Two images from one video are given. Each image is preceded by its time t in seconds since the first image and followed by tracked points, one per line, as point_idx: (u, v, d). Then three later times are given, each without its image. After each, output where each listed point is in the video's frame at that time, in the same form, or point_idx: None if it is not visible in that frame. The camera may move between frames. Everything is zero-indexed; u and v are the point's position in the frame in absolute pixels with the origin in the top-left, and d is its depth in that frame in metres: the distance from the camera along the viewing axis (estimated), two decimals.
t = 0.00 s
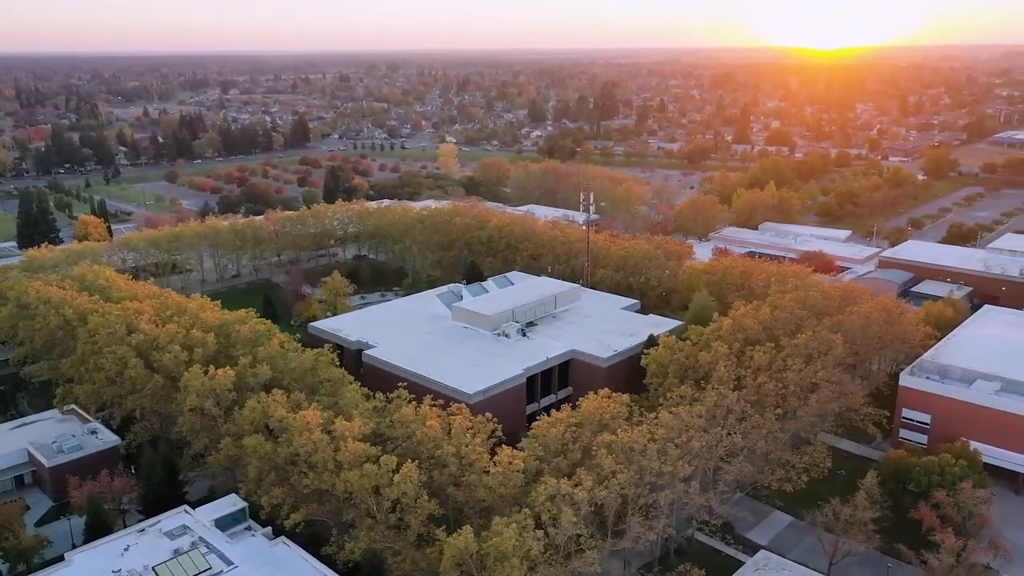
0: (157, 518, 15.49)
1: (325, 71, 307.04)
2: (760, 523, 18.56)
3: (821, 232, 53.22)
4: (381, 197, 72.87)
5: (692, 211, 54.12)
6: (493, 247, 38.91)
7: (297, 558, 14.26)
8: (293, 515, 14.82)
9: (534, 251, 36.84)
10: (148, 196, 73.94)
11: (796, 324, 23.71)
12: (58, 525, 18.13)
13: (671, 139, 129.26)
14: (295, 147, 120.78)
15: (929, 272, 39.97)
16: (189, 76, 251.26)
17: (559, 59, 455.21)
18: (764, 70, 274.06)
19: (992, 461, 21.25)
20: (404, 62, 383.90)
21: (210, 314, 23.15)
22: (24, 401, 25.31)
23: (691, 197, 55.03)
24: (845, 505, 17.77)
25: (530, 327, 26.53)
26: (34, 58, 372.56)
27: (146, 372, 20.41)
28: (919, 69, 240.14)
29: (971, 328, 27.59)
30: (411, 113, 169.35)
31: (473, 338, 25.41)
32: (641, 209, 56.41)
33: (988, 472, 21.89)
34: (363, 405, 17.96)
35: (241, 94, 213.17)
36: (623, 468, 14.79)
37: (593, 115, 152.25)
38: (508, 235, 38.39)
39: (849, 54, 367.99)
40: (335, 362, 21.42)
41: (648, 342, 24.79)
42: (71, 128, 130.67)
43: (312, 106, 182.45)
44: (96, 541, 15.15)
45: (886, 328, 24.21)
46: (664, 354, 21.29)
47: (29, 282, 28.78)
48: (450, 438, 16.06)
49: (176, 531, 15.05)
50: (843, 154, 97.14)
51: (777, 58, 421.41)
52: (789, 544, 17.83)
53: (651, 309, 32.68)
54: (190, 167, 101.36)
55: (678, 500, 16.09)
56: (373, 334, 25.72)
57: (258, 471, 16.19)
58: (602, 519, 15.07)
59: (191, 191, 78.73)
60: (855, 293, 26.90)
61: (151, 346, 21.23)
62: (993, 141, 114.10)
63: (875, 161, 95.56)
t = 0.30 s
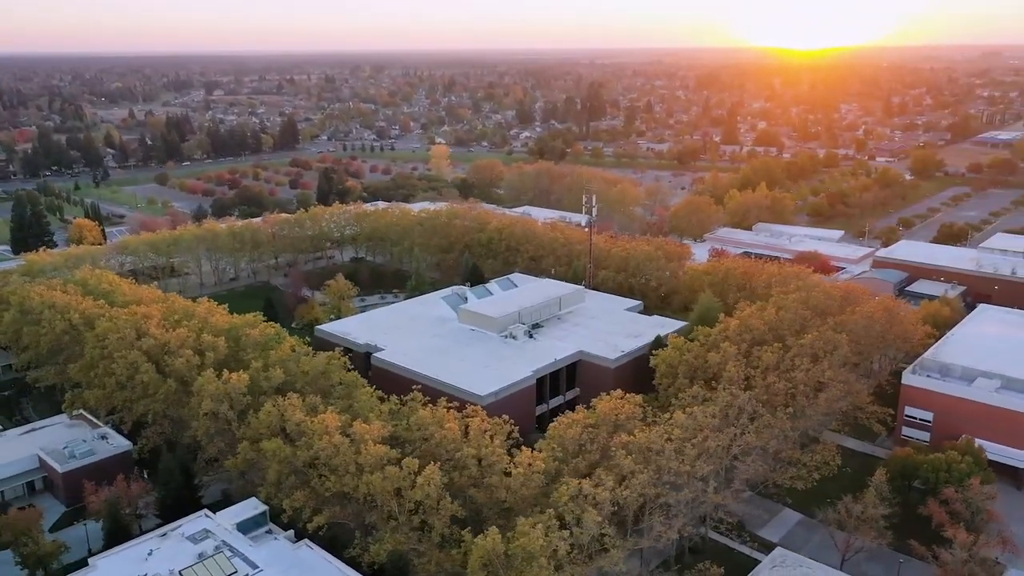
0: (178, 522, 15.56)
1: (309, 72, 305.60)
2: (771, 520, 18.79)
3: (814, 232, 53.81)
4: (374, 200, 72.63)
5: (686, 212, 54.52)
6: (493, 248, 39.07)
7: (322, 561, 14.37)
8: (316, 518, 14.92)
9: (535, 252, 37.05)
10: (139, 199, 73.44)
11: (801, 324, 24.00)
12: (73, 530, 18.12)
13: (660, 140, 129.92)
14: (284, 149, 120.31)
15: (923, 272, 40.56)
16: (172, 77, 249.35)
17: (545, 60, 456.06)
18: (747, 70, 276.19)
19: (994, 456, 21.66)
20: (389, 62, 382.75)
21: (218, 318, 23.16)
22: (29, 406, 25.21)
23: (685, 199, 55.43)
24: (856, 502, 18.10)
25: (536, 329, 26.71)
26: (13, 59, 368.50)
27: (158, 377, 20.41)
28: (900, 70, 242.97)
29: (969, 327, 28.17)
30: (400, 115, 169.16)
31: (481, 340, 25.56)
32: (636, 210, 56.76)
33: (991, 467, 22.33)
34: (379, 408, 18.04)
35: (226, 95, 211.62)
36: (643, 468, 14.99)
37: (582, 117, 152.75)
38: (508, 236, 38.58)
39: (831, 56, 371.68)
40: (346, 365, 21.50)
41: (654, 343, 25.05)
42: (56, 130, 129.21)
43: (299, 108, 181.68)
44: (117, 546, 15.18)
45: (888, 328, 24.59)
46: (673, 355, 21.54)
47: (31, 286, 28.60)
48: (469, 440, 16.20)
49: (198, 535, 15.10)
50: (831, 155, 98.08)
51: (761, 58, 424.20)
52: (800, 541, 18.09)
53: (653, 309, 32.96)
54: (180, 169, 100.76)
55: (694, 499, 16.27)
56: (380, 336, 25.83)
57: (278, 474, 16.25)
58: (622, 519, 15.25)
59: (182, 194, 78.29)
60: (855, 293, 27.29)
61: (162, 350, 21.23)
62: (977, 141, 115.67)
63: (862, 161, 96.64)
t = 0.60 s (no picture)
0: (199, 526, 15.59)
1: (293, 73, 304.16)
2: (782, 518, 19.04)
3: (808, 232, 54.38)
4: (368, 201, 72.16)
5: (682, 213, 54.88)
6: (493, 250, 39.21)
7: (345, 563, 14.45)
8: (338, 521, 15.02)
9: (535, 254, 37.24)
10: (129, 201, 72.91)
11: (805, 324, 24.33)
12: (89, 535, 18.07)
13: (649, 141, 130.51)
14: (273, 150, 119.73)
15: (917, 271, 41.16)
16: (155, 78, 247.35)
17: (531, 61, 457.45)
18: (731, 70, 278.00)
19: (996, 453, 22.07)
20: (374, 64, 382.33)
21: (227, 322, 23.13)
22: (33, 412, 25.10)
23: (680, 199, 55.76)
24: (867, 499, 18.42)
25: (542, 330, 26.87)
26: None
27: (170, 382, 20.37)
28: (882, 70, 245.13)
29: (966, 326, 28.67)
30: (388, 115, 168.79)
31: (488, 342, 25.70)
32: (630, 211, 57.08)
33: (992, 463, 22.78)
34: (395, 411, 18.15)
35: (210, 96, 210.12)
36: (662, 468, 15.19)
37: (571, 118, 153.19)
38: (507, 238, 38.74)
39: (813, 56, 374.75)
40: (358, 367, 21.58)
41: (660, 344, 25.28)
42: (41, 132, 127.76)
43: (286, 108, 180.85)
44: (139, 551, 15.19)
45: (891, 328, 24.98)
46: (682, 356, 21.80)
47: (33, 290, 28.40)
48: (488, 441, 16.36)
49: (220, 538, 15.13)
50: (820, 155, 98.95)
51: (745, 58, 426.73)
52: (811, 537, 18.37)
53: (654, 311, 33.26)
54: (168, 171, 100.10)
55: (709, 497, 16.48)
56: (388, 339, 25.91)
57: (297, 477, 16.32)
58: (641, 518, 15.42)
59: (173, 196, 77.77)
60: (856, 293, 27.67)
61: (173, 354, 21.20)
62: (961, 141, 117.03)
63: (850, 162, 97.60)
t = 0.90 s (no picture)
0: (220, 530, 15.66)
1: (277, 73, 302.03)
2: (790, 515, 19.31)
3: (801, 233, 54.94)
4: (362, 203, 71.80)
5: (677, 214, 55.25)
6: (492, 252, 39.37)
7: (369, 565, 14.60)
8: (361, 522, 15.15)
9: (535, 256, 37.45)
10: (119, 204, 72.37)
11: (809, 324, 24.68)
12: (105, 538, 18.08)
13: (638, 142, 131.08)
14: (262, 152, 119.08)
15: (911, 271, 41.74)
16: (137, 79, 244.82)
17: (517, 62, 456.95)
18: (715, 70, 279.80)
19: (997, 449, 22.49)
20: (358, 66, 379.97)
21: (235, 325, 23.11)
22: (39, 417, 25.03)
23: (674, 200, 56.13)
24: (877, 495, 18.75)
25: (548, 331, 27.04)
26: None
27: (182, 386, 20.37)
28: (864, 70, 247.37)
29: (963, 324, 29.17)
30: (376, 116, 168.37)
31: (495, 344, 25.83)
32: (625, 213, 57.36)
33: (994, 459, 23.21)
34: (411, 413, 18.28)
35: (194, 97, 208.54)
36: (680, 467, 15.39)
37: (559, 119, 153.40)
38: (506, 240, 38.92)
39: (796, 56, 377.94)
40: (369, 369, 21.68)
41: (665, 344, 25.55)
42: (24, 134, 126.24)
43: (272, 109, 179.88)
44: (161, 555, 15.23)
45: (892, 327, 25.39)
46: (691, 357, 22.07)
47: (35, 295, 28.23)
48: (507, 443, 16.52)
49: (242, 542, 15.20)
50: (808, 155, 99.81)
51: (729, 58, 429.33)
52: (821, 534, 18.67)
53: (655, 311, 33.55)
54: (157, 173, 99.33)
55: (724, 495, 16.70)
56: (395, 342, 26.00)
57: (316, 480, 16.42)
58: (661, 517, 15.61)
59: (163, 199, 77.16)
60: (855, 292, 28.05)
61: (183, 358, 21.19)
62: (945, 141, 118.36)
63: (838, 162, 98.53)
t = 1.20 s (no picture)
0: (244, 534, 15.75)
1: (260, 73, 300.37)
2: (800, 512, 19.63)
3: (794, 233, 55.63)
4: (355, 206, 71.70)
5: (671, 214, 55.74)
6: (492, 254, 39.54)
7: (395, 566, 14.76)
8: (385, 524, 15.29)
9: (535, 258, 37.66)
10: (109, 207, 71.83)
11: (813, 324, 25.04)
12: (125, 543, 18.10)
13: (627, 143, 131.79)
14: (250, 154, 118.48)
15: (904, 271, 42.44)
16: (119, 80, 242.41)
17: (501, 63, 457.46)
18: (698, 70, 281.79)
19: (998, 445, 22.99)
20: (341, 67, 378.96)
21: (246, 329, 23.12)
22: (46, 423, 24.92)
23: (668, 201, 56.62)
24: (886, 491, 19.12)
25: (555, 333, 27.25)
26: None
27: (196, 391, 20.38)
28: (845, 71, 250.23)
29: (959, 323, 29.76)
30: (363, 118, 167.98)
31: (503, 346, 26.01)
32: (619, 214, 57.83)
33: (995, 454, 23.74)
34: (429, 415, 18.43)
35: (177, 99, 206.83)
36: (701, 467, 15.67)
37: (547, 120, 153.84)
38: (506, 242, 39.09)
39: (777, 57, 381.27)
40: (381, 372, 21.78)
41: (671, 345, 25.85)
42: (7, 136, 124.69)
43: (257, 111, 178.84)
44: (185, 560, 15.29)
45: (893, 327, 25.85)
46: (700, 357, 22.38)
47: (38, 300, 28.07)
48: (526, 444, 16.72)
49: (267, 545, 15.30)
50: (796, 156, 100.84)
51: (712, 59, 432.28)
52: (830, 530, 18.99)
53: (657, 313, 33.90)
54: (145, 176, 98.62)
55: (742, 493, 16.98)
56: (403, 344, 26.13)
57: (337, 483, 16.53)
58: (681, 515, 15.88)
59: (153, 201, 76.64)
60: (855, 292, 28.50)
61: (196, 363, 21.20)
62: (928, 141, 120.02)
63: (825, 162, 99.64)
